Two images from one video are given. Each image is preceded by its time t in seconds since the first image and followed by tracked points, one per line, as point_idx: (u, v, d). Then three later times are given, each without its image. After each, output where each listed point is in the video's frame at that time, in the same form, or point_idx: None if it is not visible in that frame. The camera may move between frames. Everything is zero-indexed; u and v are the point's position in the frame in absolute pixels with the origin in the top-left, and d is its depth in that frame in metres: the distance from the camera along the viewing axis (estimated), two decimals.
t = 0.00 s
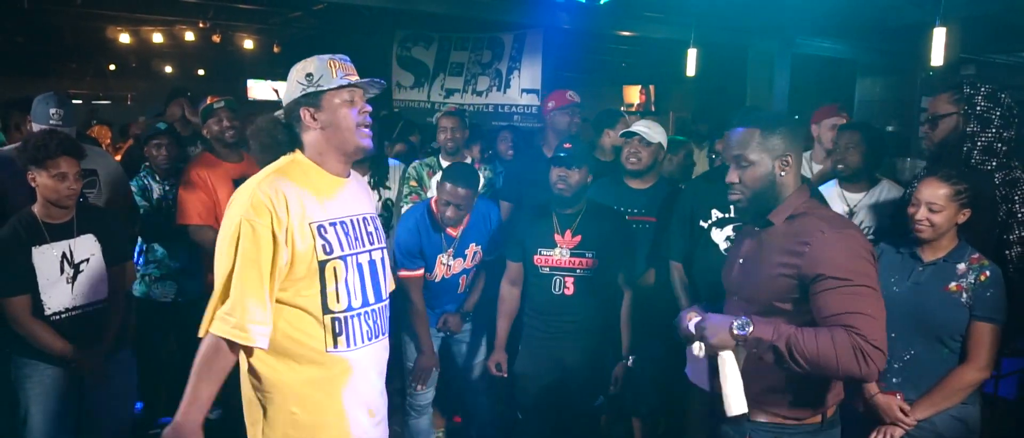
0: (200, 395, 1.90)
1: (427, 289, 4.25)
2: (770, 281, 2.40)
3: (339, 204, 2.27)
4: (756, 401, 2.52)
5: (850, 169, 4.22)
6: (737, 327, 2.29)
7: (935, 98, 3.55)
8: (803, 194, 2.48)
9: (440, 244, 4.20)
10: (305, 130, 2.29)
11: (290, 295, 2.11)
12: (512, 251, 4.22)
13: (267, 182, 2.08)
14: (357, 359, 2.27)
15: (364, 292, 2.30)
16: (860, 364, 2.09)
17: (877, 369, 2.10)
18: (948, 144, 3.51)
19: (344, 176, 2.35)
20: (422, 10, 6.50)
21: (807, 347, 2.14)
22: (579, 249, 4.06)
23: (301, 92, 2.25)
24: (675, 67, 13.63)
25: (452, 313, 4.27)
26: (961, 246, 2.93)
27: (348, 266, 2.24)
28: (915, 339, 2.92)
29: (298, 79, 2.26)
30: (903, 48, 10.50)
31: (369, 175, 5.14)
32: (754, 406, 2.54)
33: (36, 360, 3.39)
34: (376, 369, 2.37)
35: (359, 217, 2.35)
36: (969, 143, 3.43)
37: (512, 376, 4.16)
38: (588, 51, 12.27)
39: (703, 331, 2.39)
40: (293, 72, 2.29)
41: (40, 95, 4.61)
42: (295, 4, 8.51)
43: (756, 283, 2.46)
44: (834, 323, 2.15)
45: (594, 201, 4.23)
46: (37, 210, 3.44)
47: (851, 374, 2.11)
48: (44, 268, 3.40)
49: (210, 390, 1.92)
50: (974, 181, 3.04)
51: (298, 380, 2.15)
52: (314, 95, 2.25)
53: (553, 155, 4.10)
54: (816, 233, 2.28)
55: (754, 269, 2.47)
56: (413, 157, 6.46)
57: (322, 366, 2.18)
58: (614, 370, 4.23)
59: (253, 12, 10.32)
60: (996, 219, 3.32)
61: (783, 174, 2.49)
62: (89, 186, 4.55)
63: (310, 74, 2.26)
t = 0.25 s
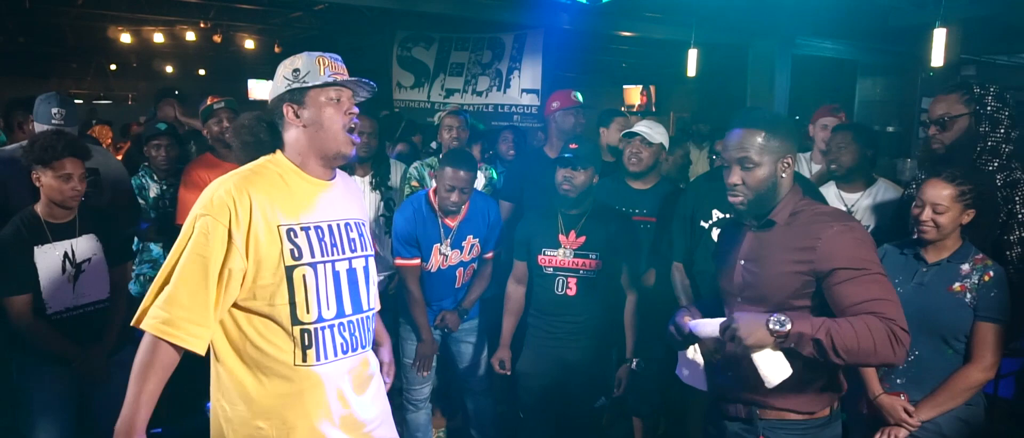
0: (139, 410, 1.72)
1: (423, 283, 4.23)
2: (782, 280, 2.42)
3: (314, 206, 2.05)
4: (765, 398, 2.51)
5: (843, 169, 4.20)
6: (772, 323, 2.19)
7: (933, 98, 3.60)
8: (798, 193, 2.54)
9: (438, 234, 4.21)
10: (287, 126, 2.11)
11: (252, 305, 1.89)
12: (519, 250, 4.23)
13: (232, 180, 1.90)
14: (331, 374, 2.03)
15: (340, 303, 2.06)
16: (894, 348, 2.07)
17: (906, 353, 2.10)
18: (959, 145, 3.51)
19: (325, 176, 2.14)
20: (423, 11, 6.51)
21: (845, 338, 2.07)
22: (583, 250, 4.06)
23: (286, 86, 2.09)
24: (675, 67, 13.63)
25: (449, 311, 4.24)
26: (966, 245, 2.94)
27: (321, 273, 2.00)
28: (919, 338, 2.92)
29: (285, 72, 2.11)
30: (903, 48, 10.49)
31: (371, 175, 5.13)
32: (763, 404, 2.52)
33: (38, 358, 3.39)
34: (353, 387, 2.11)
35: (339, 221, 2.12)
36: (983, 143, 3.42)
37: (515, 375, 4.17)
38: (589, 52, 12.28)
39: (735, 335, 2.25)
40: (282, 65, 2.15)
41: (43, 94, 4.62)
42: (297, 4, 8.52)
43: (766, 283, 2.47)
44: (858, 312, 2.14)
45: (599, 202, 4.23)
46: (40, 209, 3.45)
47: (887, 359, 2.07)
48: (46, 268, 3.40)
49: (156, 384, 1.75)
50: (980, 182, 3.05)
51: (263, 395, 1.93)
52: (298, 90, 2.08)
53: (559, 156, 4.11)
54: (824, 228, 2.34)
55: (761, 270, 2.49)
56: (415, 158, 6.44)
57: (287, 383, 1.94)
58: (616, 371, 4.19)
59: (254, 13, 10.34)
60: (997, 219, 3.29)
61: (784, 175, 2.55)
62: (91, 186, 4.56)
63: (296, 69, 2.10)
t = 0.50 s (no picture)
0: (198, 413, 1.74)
1: (427, 278, 4.24)
2: (793, 281, 2.46)
3: (306, 206, 2.00)
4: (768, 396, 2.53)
5: (833, 170, 4.23)
6: (816, 329, 2.13)
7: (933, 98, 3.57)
8: (800, 195, 2.58)
9: (441, 225, 4.24)
10: (281, 124, 2.05)
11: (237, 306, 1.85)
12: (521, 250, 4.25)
13: (220, 180, 1.87)
14: (314, 380, 1.96)
15: (328, 307, 1.99)
16: (917, 344, 2.14)
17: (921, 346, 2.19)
18: (960, 146, 3.51)
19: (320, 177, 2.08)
20: (423, 12, 6.52)
21: (878, 340, 2.10)
22: (583, 250, 4.07)
23: (284, 82, 2.02)
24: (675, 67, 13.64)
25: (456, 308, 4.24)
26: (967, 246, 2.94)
27: (308, 275, 1.94)
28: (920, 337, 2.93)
29: (283, 70, 2.05)
30: (904, 48, 10.48)
31: (373, 176, 5.12)
32: (764, 401, 2.54)
33: (39, 358, 3.40)
34: (339, 394, 2.03)
35: (332, 222, 2.06)
36: (984, 143, 3.43)
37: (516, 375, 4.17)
38: (589, 52, 12.30)
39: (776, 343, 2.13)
40: (281, 62, 2.08)
41: (44, 96, 4.63)
42: (297, 5, 8.53)
43: (775, 283, 2.51)
44: (879, 310, 2.20)
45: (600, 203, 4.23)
46: (41, 209, 3.46)
47: (911, 355, 2.14)
48: (48, 268, 3.41)
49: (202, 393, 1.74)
50: (982, 181, 3.05)
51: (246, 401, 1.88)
52: (295, 88, 2.01)
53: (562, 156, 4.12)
54: (835, 229, 2.41)
55: (770, 270, 2.52)
56: (415, 158, 6.45)
57: (267, 387, 1.89)
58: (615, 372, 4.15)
59: (255, 14, 10.35)
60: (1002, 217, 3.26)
61: (790, 177, 2.57)
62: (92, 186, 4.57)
63: (295, 67, 2.04)
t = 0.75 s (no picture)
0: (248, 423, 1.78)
1: (432, 273, 4.25)
2: (796, 285, 2.41)
3: (321, 213, 1.99)
4: (773, 399, 2.51)
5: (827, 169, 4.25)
6: (796, 341, 2.16)
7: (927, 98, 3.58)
8: (812, 197, 2.54)
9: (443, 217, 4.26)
10: (301, 126, 2.04)
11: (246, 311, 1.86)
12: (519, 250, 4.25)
13: (235, 184, 1.88)
14: (320, 389, 1.95)
15: (338, 316, 1.97)
16: (896, 366, 2.20)
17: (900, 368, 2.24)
18: (959, 145, 3.52)
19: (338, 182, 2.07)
20: (424, 12, 6.52)
21: (858, 359, 2.15)
22: (581, 250, 4.07)
23: (306, 83, 2.02)
24: (676, 68, 13.64)
25: (465, 305, 4.28)
26: (967, 247, 2.94)
27: (318, 283, 1.93)
28: (920, 337, 2.92)
29: (306, 70, 2.04)
30: (904, 48, 10.48)
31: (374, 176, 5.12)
32: (769, 404, 2.53)
33: (40, 358, 3.41)
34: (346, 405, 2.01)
35: (347, 230, 2.03)
36: (982, 142, 3.48)
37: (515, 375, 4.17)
38: (590, 52, 12.29)
39: (759, 348, 2.16)
40: (305, 61, 2.07)
41: (47, 96, 4.64)
42: (298, 5, 8.53)
43: (777, 287, 2.45)
44: (867, 326, 2.23)
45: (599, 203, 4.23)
46: (41, 209, 3.46)
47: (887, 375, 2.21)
48: (48, 268, 3.42)
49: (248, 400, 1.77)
50: (983, 181, 3.05)
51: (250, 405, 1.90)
52: (316, 90, 2.00)
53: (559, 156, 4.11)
54: (842, 237, 2.36)
55: (776, 273, 2.46)
56: (416, 159, 6.44)
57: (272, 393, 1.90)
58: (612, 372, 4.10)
59: (255, 14, 10.36)
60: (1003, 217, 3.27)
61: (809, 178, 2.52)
62: (93, 186, 4.58)
63: (318, 68, 2.03)
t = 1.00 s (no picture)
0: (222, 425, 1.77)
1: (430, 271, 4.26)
2: (794, 292, 2.29)
3: (355, 212, 1.98)
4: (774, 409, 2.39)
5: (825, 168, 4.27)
6: (766, 350, 2.10)
7: (923, 97, 3.54)
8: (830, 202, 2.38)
9: (439, 212, 4.30)
10: (335, 126, 2.04)
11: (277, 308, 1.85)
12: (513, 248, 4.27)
13: (271, 180, 1.89)
14: (349, 392, 1.92)
15: (370, 318, 1.94)
16: (878, 389, 2.09)
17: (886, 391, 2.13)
18: (954, 144, 3.52)
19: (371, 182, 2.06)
20: (424, 12, 6.53)
21: (835, 372, 2.07)
22: (577, 249, 4.07)
23: (338, 84, 2.00)
24: (676, 68, 13.64)
25: (465, 307, 4.29)
26: (964, 245, 2.94)
27: (351, 284, 1.91)
28: (920, 336, 2.93)
29: (338, 72, 2.02)
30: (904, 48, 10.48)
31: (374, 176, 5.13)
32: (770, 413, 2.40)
33: (39, 357, 3.41)
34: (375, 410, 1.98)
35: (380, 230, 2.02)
36: (977, 140, 3.49)
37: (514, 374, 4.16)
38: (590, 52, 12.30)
39: (726, 345, 2.14)
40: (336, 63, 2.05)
41: (48, 96, 4.66)
42: (298, 6, 8.55)
43: (777, 294, 2.33)
44: (857, 343, 2.11)
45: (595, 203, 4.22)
46: (39, 209, 3.47)
47: (867, 395, 2.11)
48: (47, 267, 3.42)
49: (235, 405, 1.78)
50: (975, 179, 3.05)
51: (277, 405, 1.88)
52: (349, 91, 1.98)
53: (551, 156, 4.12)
54: (850, 248, 2.20)
55: (775, 277, 2.33)
56: (415, 159, 6.45)
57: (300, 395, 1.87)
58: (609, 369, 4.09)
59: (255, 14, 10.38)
60: (1000, 216, 3.24)
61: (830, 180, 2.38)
62: (93, 187, 4.59)
63: (350, 70, 2.01)
